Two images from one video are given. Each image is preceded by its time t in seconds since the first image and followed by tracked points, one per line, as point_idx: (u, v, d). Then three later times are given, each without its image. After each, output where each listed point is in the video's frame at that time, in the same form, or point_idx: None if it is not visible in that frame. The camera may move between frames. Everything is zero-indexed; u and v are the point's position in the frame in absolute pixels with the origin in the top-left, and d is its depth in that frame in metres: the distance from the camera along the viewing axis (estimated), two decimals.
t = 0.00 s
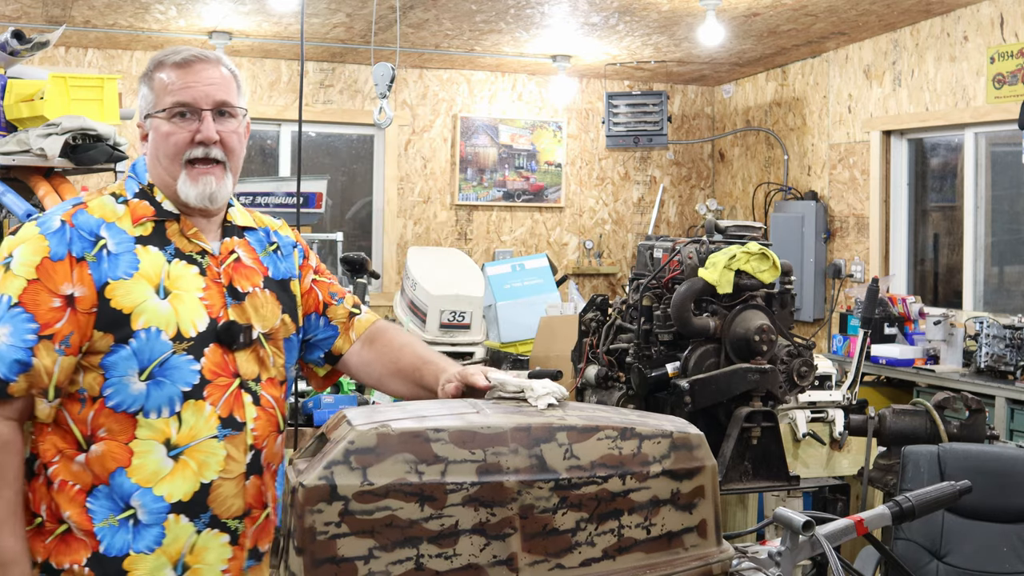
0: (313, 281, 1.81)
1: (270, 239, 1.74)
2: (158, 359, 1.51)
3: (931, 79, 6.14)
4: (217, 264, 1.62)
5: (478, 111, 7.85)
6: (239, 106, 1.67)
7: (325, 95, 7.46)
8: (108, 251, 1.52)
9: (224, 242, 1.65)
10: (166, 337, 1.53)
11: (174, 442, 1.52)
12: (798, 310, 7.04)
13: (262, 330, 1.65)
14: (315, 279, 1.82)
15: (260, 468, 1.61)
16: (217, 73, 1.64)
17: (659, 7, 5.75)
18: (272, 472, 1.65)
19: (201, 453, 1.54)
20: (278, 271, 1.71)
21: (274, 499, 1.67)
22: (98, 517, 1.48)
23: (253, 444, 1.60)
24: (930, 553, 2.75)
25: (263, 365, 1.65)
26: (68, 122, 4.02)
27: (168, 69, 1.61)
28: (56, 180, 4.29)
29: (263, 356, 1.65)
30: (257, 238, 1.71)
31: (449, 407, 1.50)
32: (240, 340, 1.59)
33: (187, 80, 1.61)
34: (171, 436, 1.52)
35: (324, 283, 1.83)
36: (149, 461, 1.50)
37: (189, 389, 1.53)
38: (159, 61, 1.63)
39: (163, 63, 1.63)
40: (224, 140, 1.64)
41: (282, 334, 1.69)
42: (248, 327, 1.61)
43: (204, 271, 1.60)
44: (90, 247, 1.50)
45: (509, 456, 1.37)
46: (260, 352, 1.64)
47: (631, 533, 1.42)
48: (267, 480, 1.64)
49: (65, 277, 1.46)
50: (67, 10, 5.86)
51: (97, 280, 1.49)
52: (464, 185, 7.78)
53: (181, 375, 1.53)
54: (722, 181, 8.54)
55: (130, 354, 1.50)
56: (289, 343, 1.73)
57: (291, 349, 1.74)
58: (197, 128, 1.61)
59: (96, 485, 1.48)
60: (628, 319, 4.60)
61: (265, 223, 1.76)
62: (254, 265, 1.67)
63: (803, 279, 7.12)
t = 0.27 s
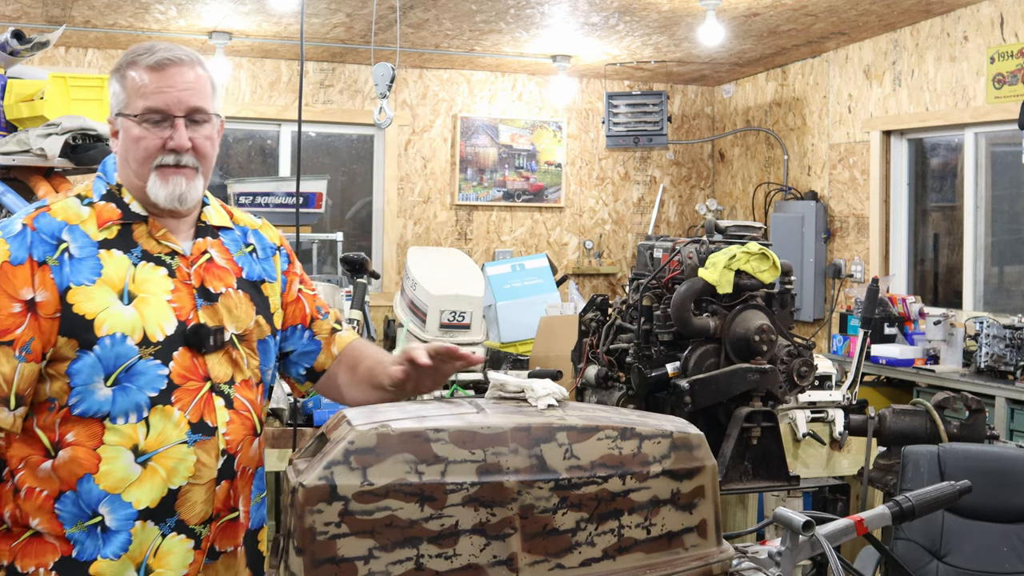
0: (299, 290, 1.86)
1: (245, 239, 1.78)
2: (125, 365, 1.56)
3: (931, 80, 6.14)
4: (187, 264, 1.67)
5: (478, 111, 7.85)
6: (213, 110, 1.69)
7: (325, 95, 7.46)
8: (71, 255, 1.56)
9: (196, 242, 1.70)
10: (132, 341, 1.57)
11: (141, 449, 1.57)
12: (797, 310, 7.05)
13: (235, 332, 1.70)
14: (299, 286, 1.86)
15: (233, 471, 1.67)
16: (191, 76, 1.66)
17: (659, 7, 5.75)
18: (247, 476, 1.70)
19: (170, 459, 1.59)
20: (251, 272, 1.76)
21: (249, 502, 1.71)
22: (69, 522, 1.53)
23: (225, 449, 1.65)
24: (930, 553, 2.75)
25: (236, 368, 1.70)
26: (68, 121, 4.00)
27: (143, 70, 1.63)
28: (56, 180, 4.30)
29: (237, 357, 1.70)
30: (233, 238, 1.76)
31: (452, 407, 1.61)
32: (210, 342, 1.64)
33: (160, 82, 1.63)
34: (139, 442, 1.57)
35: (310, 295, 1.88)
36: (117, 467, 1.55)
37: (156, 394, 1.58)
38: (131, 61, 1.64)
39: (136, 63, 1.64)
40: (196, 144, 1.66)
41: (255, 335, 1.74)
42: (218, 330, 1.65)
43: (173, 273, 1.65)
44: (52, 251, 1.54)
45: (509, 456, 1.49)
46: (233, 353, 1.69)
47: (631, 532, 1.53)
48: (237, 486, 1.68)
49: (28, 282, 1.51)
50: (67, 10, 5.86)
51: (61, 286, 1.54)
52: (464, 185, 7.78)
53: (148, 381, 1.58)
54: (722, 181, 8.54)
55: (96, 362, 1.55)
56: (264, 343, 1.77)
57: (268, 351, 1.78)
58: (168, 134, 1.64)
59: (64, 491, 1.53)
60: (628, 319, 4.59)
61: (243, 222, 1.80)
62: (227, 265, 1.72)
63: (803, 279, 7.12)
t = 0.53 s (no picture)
0: (270, 306, 1.79)
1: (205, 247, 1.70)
2: (63, 392, 1.47)
3: (931, 79, 6.14)
4: (135, 277, 1.58)
5: (478, 111, 7.85)
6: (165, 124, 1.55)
7: (325, 95, 7.46)
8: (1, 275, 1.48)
9: (146, 252, 1.61)
10: (70, 365, 1.49)
11: (83, 482, 1.48)
12: (797, 310, 7.05)
13: (192, 348, 1.61)
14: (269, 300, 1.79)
15: (188, 503, 1.58)
16: (140, 87, 1.51)
17: (660, 7, 5.75)
18: (207, 506, 1.62)
19: (114, 493, 1.50)
20: (210, 281, 1.67)
21: (216, 537, 1.64)
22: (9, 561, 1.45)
23: (179, 479, 1.57)
24: (930, 553, 2.75)
25: (194, 389, 1.61)
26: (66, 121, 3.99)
27: (91, 79, 1.48)
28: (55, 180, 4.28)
29: (194, 377, 1.61)
30: (189, 245, 1.68)
31: (450, 408, 1.63)
32: (158, 362, 1.54)
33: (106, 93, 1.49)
34: (80, 475, 1.48)
35: (281, 313, 1.80)
36: (56, 501, 1.46)
37: (98, 422, 1.49)
38: (73, 66, 1.49)
39: (80, 69, 1.49)
40: (146, 163, 1.53)
41: (216, 352, 1.65)
42: (168, 348, 1.56)
43: (117, 288, 1.56)
44: None
45: (508, 457, 1.50)
46: (189, 373, 1.60)
47: (631, 533, 1.54)
48: (195, 517, 1.60)
49: None
50: (67, 10, 5.87)
51: None
52: (464, 185, 7.77)
53: (89, 408, 1.49)
54: (722, 181, 8.54)
55: (29, 391, 1.45)
56: (228, 361, 1.67)
57: (232, 368, 1.69)
58: (116, 151, 1.50)
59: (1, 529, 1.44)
60: (628, 319, 4.60)
61: (203, 228, 1.72)
62: (182, 275, 1.64)
63: (803, 279, 7.12)
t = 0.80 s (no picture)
0: (243, 314, 1.66)
1: (161, 245, 1.55)
2: None
3: (931, 79, 6.13)
4: (73, 275, 1.43)
5: (478, 111, 7.85)
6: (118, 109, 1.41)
7: (325, 95, 7.46)
8: None
9: (91, 248, 1.47)
10: None
11: None
12: (797, 309, 7.04)
13: (137, 355, 1.46)
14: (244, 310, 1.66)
15: (121, 531, 1.42)
16: (89, 68, 1.37)
17: (660, 7, 5.75)
18: (147, 535, 1.46)
19: (32, 516, 1.35)
20: (163, 283, 1.52)
21: (157, 567, 1.48)
22: None
23: (109, 502, 1.41)
24: (930, 553, 2.75)
25: (136, 402, 1.46)
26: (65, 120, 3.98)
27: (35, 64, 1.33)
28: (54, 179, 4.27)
29: (136, 389, 1.46)
30: (143, 244, 1.53)
31: (449, 407, 1.63)
32: (91, 371, 1.39)
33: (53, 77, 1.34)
34: None
35: (252, 319, 1.68)
36: None
37: (16, 436, 1.34)
38: (12, 47, 1.34)
39: (20, 50, 1.34)
40: (98, 153, 1.38)
41: (165, 361, 1.50)
42: (103, 356, 1.41)
43: (50, 286, 1.41)
44: None
45: (508, 456, 1.50)
46: (131, 383, 1.45)
47: (631, 533, 1.55)
48: (132, 546, 1.44)
49: None
50: (67, 10, 5.86)
51: None
52: (464, 185, 7.77)
53: (8, 419, 1.34)
54: (722, 181, 8.54)
55: None
56: (181, 371, 1.52)
57: (188, 380, 1.53)
58: (63, 142, 1.35)
59: None
60: (628, 319, 4.60)
61: (164, 225, 1.58)
62: (130, 274, 1.49)
63: (803, 279, 7.11)
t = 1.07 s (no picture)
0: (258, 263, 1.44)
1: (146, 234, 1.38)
2: None
3: (931, 79, 6.13)
4: (47, 269, 1.29)
5: (478, 111, 7.85)
6: (89, 66, 1.31)
7: (325, 95, 7.46)
8: None
9: (66, 239, 1.32)
10: None
11: None
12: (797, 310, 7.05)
13: (118, 356, 1.31)
14: (257, 254, 1.44)
15: (103, 550, 1.27)
16: (57, 24, 1.29)
17: (659, 7, 5.75)
18: (137, 556, 1.30)
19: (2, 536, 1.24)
20: (150, 275, 1.35)
21: None
22: None
23: (88, 519, 1.27)
24: (930, 553, 2.75)
25: (119, 406, 1.30)
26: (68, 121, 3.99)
27: None
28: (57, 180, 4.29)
29: (119, 396, 1.30)
30: (127, 236, 1.36)
31: (450, 407, 1.83)
32: (63, 374, 1.26)
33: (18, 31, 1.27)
34: None
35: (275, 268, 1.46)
36: None
37: None
38: None
39: None
40: (63, 111, 1.28)
41: (152, 362, 1.33)
42: (76, 357, 1.26)
43: (23, 282, 1.28)
44: None
45: (508, 457, 1.73)
46: (112, 389, 1.30)
47: (631, 532, 1.76)
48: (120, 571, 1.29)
49: None
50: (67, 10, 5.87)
51: None
52: (464, 185, 7.77)
53: None
54: (722, 181, 8.54)
55: None
56: (175, 372, 1.36)
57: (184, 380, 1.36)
58: (26, 95, 1.26)
59: None
60: (628, 319, 4.60)
61: (146, 210, 1.40)
62: (112, 269, 1.33)
63: (803, 279, 7.12)
